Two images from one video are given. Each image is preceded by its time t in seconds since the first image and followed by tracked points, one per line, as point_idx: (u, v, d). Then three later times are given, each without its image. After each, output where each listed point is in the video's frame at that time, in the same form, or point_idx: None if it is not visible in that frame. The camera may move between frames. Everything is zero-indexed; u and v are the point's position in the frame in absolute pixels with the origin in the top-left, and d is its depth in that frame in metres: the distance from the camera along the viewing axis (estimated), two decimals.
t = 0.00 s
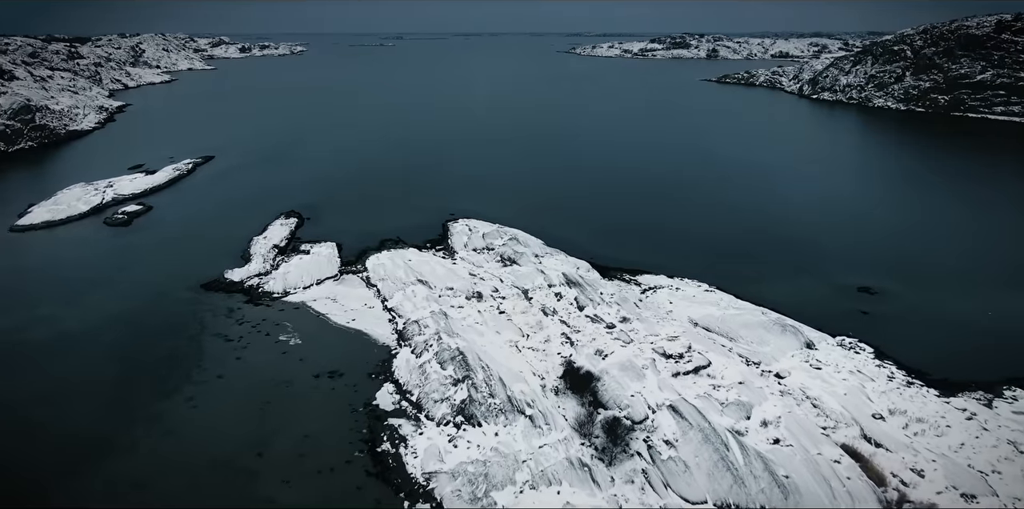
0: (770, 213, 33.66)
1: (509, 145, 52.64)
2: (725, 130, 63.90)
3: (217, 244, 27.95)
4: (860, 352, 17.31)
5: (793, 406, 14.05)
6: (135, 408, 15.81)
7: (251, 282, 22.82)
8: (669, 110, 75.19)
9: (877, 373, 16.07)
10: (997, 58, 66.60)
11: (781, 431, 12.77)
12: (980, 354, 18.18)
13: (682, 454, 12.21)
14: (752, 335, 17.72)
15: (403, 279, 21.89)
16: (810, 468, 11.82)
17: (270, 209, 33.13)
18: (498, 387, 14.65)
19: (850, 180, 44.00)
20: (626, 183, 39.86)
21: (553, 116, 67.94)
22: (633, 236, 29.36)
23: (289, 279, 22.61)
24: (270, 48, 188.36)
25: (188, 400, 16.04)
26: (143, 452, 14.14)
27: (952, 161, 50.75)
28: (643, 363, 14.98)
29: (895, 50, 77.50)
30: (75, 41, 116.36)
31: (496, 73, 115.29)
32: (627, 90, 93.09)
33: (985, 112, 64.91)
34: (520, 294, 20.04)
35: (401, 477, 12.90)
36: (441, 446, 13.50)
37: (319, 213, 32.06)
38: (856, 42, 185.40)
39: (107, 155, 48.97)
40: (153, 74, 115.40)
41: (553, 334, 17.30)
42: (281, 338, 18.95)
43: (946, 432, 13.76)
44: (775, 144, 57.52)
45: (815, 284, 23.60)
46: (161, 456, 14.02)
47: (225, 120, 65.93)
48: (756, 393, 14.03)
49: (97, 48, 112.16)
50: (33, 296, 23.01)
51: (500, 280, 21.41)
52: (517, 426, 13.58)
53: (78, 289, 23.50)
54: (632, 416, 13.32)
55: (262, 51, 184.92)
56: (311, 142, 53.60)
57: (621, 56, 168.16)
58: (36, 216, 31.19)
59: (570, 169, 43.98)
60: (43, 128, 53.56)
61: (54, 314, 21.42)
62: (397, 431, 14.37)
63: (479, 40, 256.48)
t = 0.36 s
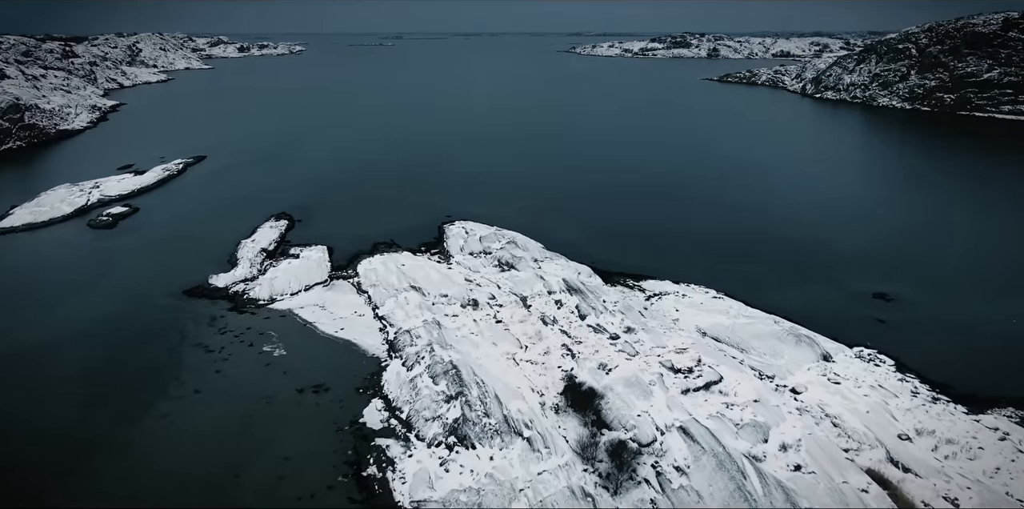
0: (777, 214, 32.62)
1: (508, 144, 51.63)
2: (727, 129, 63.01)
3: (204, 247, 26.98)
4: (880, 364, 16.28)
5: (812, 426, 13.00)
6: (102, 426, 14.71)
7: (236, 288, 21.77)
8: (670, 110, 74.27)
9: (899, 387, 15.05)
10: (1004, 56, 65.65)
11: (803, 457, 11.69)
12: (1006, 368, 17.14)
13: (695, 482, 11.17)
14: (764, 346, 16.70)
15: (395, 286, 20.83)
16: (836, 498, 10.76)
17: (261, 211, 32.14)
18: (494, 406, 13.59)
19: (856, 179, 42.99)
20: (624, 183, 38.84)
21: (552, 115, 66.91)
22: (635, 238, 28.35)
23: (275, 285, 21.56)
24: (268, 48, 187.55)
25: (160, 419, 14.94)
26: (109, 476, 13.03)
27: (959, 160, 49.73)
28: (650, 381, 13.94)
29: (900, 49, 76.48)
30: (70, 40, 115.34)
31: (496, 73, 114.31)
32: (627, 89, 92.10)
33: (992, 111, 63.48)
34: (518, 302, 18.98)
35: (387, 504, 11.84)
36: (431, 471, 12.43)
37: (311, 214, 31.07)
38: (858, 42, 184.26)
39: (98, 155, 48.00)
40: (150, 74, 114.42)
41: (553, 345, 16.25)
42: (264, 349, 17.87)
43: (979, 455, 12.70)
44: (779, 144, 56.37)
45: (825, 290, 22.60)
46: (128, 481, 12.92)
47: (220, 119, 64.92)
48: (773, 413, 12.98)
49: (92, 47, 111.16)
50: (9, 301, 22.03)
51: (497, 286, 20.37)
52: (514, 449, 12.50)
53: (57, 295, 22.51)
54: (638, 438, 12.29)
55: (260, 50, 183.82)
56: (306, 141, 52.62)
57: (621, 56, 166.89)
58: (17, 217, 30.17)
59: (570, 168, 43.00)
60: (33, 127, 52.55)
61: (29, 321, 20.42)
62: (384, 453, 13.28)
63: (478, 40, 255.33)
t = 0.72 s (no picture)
0: (783, 214, 31.60)
1: (507, 143, 50.61)
2: (730, 128, 62.09)
3: (192, 251, 26.01)
4: (901, 379, 15.32)
5: (834, 449, 12.04)
6: (86, 434, 14.00)
7: (222, 295, 20.81)
8: (672, 109, 73.29)
9: (922, 404, 14.11)
10: (1011, 55, 64.63)
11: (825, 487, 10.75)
12: None
13: None
14: (777, 358, 15.75)
15: (388, 293, 19.85)
16: None
17: (252, 213, 31.17)
18: (490, 427, 12.64)
19: (861, 179, 42.08)
20: (622, 182, 37.86)
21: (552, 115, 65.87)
22: (637, 240, 27.32)
23: (262, 292, 20.61)
24: (267, 49, 186.56)
25: (134, 437, 13.92)
26: (93, 485, 12.37)
27: (968, 160, 48.71)
28: (658, 401, 13.00)
29: (904, 48, 75.45)
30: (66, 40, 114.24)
31: (495, 73, 113.36)
32: (628, 89, 91.12)
33: (997, 110, 62.37)
34: (517, 310, 18.03)
35: None
36: (422, 498, 11.48)
37: (303, 217, 30.10)
38: (860, 42, 183.00)
39: (88, 155, 47.01)
40: (147, 74, 113.37)
41: (553, 358, 15.30)
42: (247, 361, 16.89)
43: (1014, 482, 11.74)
44: (782, 143, 55.38)
45: (837, 297, 21.62)
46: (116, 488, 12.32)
47: (214, 119, 63.91)
48: (791, 436, 12.05)
49: (88, 46, 110.07)
50: None
51: (494, 294, 19.41)
52: (512, 476, 11.56)
53: (36, 301, 21.54)
54: (645, 464, 11.38)
55: (258, 50, 182.72)
56: (301, 141, 51.63)
57: (621, 55, 166.09)
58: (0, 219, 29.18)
59: (571, 168, 41.92)
60: (22, 127, 51.55)
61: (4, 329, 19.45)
62: (371, 477, 12.32)
63: (478, 40, 254.29)
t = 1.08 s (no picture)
0: (788, 214, 30.48)
1: (506, 143, 49.49)
2: (733, 128, 61.14)
3: (177, 256, 24.96)
4: (926, 399, 14.29)
5: (860, 482, 11.02)
6: (55, 458, 13.06)
7: (205, 305, 19.76)
8: (673, 109, 72.23)
9: (950, 427, 13.08)
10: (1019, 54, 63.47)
11: None
12: None
13: None
14: (792, 376, 14.71)
15: (378, 303, 18.81)
16: None
17: (241, 216, 30.10)
18: (485, 457, 11.64)
19: (863, 179, 41.22)
20: (622, 182, 36.71)
21: (552, 115, 64.78)
22: (638, 243, 26.22)
23: (246, 303, 19.55)
24: (265, 49, 185.59)
25: (101, 464, 12.85)
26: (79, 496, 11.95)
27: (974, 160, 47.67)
28: (667, 429, 12.03)
29: (909, 47, 74.35)
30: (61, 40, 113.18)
31: (495, 73, 112.36)
32: (629, 89, 90.04)
33: (1005, 110, 61.11)
34: (514, 323, 17.00)
35: None
36: None
37: (293, 221, 29.05)
38: (863, 41, 181.52)
39: (77, 156, 45.96)
40: (143, 73, 112.28)
41: (553, 377, 14.29)
42: (227, 379, 15.84)
43: None
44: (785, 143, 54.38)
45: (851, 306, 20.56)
46: (100, 501, 11.85)
47: (208, 119, 62.81)
48: (812, 468, 11.10)
49: (83, 46, 108.99)
50: None
51: (490, 304, 18.39)
52: None
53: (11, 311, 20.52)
54: (654, 502, 10.42)
55: (256, 51, 181.59)
56: (295, 141, 50.55)
57: (622, 55, 165.10)
58: None
59: (571, 168, 40.81)
60: (11, 127, 50.48)
61: None
62: None
63: (479, 39, 253.43)
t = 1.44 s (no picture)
0: (792, 216, 29.41)
1: (504, 144, 48.45)
2: (736, 128, 60.30)
3: (160, 262, 23.98)
4: (954, 424, 13.27)
5: None
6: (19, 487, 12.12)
7: (188, 317, 18.76)
8: (674, 109, 71.27)
9: (982, 455, 12.10)
10: None
11: None
12: None
13: None
14: (810, 398, 13.68)
15: (367, 316, 17.78)
16: None
17: (229, 220, 29.09)
18: (478, 495, 10.66)
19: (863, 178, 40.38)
20: (623, 182, 35.59)
21: (551, 115, 63.74)
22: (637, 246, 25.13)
23: (230, 315, 18.55)
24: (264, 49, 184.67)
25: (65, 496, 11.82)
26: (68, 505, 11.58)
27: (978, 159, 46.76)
28: (677, 464, 11.05)
29: (914, 46, 73.26)
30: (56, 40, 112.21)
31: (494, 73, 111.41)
32: (629, 88, 89.05)
33: (1012, 110, 60.03)
34: (512, 339, 15.97)
35: None
36: None
37: (282, 225, 28.03)
38: (865, 41, 180.24)
39: (66, 157, 45.00)
40: (139, 73, 111.31)
41: (553, 400, 13.30)
42: (204, 400, 14.81)
43: None
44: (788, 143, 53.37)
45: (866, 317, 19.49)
46: None
47: (201, 119, 61.80)
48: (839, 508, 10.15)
49: (78, 45, 107.93)
50: None
51: (485, 318, 17.36)
52: None
53: None
54: None
55: (254, 50, 180.56)
56: (288, 141, 49.56)
57: (622, 54, 164.05)
58: None
59: (570, 168, 39.73)
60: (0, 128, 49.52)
61: None
62: None
63: (479, 39, 252.18)
